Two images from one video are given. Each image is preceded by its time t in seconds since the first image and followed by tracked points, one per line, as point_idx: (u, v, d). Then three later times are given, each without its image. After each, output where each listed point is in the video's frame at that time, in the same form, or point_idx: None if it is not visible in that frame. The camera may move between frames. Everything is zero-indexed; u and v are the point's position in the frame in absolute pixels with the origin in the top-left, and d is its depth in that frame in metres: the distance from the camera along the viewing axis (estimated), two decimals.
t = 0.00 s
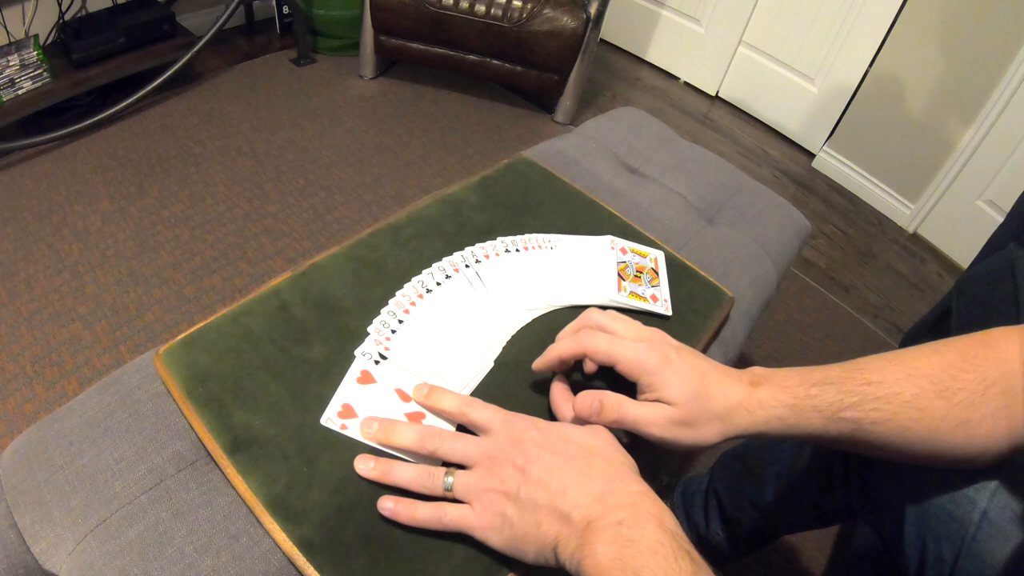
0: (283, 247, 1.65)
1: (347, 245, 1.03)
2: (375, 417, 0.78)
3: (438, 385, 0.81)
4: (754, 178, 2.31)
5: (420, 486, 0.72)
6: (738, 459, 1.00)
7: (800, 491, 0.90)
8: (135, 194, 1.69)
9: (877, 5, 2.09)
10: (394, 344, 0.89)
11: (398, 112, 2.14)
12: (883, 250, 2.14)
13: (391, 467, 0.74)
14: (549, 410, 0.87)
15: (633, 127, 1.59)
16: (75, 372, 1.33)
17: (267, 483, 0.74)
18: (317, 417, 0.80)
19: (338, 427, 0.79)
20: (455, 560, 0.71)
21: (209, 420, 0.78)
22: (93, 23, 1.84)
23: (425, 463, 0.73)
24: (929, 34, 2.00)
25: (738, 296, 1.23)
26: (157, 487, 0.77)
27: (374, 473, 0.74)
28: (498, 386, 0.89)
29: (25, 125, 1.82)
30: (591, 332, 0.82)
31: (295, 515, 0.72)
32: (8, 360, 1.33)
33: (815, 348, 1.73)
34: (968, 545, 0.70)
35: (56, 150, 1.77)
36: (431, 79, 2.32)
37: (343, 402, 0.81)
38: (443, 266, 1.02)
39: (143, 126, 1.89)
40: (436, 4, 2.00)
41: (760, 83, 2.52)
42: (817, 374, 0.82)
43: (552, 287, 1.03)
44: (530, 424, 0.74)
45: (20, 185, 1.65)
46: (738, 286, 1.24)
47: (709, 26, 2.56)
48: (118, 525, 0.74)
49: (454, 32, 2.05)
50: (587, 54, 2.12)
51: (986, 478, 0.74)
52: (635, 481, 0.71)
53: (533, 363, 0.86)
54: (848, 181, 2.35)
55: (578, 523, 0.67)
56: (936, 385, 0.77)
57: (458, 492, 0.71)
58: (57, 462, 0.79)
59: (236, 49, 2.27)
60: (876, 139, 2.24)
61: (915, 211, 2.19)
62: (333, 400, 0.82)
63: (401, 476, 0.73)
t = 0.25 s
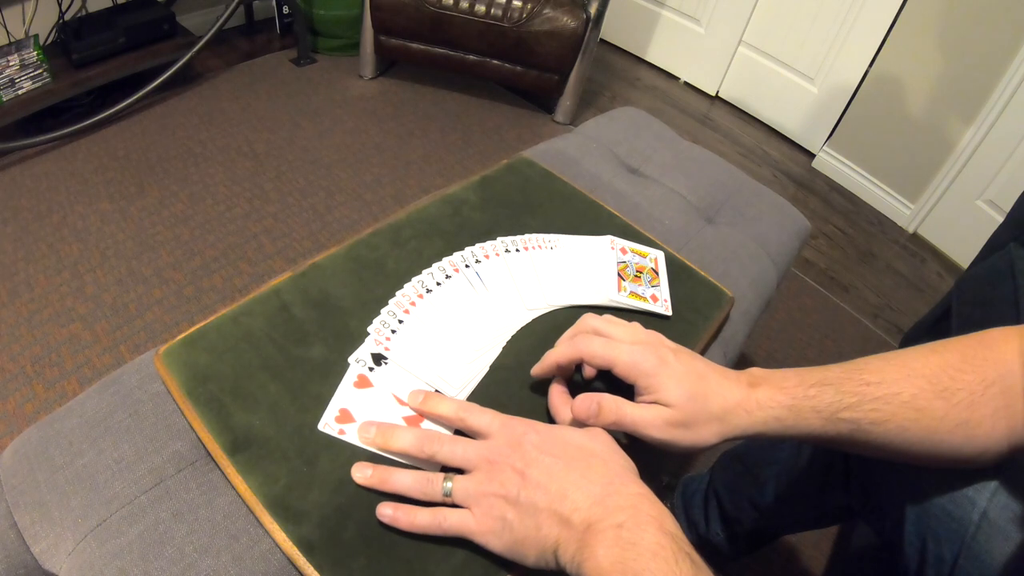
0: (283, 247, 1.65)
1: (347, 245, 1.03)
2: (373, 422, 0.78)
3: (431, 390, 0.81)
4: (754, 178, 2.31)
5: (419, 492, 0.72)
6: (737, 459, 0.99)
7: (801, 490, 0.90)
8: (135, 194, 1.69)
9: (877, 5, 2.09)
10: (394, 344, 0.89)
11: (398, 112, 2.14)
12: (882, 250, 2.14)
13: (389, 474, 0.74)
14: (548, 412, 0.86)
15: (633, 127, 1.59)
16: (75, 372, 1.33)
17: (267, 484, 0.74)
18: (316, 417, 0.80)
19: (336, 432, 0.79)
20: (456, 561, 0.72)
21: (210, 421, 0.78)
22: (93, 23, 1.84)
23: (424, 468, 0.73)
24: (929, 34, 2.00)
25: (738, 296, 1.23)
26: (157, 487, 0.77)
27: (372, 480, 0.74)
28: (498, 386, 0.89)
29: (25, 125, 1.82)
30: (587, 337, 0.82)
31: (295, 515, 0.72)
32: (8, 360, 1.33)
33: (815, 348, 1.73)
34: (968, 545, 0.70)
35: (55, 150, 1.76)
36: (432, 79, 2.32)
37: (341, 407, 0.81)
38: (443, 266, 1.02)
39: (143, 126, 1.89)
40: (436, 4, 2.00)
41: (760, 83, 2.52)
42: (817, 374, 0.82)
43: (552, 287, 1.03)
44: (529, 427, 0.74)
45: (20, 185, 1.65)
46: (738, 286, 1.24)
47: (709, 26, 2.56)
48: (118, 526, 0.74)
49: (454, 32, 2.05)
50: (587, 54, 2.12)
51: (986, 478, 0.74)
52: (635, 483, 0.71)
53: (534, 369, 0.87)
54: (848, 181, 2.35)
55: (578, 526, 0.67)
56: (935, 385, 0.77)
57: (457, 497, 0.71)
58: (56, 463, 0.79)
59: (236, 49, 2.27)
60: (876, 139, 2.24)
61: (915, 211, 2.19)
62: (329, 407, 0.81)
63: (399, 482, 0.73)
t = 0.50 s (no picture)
0: (283, 247, 1.65)
1: (347, 245, 1.03)
2: (372, 424, 0.78)
3: (426, 399, 0.81)
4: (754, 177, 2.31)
5: (419, 493, 0.72)
6: (737, 459, 0.99)
7: (801, 489, 0.90)
8: (135, 194, 1.69)
9: (877, 4, 2.09)
10: (394, 344, 0.89)
11: (398, 112, 2.14)
12: (882, 250, 2.14)
13: (389, 474, 0.74)
14: (548, 412, 0.86)
15: (633, 127, 1.59)
16: (75, 372, 1.33)
17: (267, 483, 0.74)
18: (316, 417, 0.80)
19: (335, 436, 0.79)
20: (456, 560, 0.71)
21: (209, 421, 0.78)
22: (93, 24, 1.84)
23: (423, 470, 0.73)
24: (929, 34, 2.00)
25: (738, 295, 1.23)
26: (157, 488, 0.77)
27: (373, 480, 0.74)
28: (497, 386, 0.89)
29: (25, 125, 1.82)
30: (585, 338, 0.82)
31: (295, 515, 0.72)
32: (8, 360, 1.32)
33: (815, 348, 1.73)
34: (968, 545, 0.70)
35: (56, 150, 1.76)
36: (431, 79, 2.32)
37: (339, 410, 0.81)
38: (443, 266, 1.02)
39: (143, 126, 1.89)
40: (436, 4, 2.00)
41: (760, 83, 2.52)
42: (817, 373, 0.82)
43: (552, 287, 1.03)
44: (528, 428, 0.74)
45: (20, 185, 1.65)
46: (738, 286, 1.24)
47: (709, 26, 2.56)
48: (118, 526, 0.74)
49: (454, 32, 2.05)
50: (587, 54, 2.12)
51: (985, 478, 0.74)
52: (635, 484, 0.72)
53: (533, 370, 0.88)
54: (848, 181, 2.35)
55: (579, 528, 0.67)
56: (936, 384, 0.77)
57: (457, 498, 0.71)
58: (56, 462, 0.79)
59: (236, 49, 2.27)
60: (876, 139, 2.23)
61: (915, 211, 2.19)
62: (327, 410, 0.81)
63: (400, 483, 0.73)
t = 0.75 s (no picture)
0: (283, 247, 1.65)
1: (347, 245, 1.03)
2: (379, 399, 0.79)
3: (432, 385, 0.79)
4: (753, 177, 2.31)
5: (425, 470, 0.73)
6: (738, 459, 0.99)
7: (801, 489, 0.89)
8: (135, 194, 1.69)
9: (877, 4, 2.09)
10: (394, 344, 0.89)
11: (398, 112, 2.14)
12: (882, 250, 2.14)
13: (400, 443, 0.74)
14: (548, 411, 0.86)
15: (633, 127, 1.59)
16: (75, 372, 1.33)
17: (267, 483, 0.74)
18: (317, 417, 0.80)
19: (335, 437, 0.79)
20: (456, 560, 0.72)
21: (209, 421, 0.78)
22: (93, 23, 1.84)
23: (431, 448, 0.74)
24: (929, 34, 2.00)
25: (738, 295, 1.23)
26: (157, 488, 0.77)
27: (384, 446, 0.74)
28: (497, 386, 0.89)
29: (25, 125, 1.82)
30: (584, 337, 0.82)
31: (295, 515, 0.72)
32: (8, 360, 1.32)
33: (815, 348, 1.73)
34: (967, 545, 0.70)
35: (56, 150, 1.76)
36: (431, 79, 2.32)
37: (339, 411, 0.81)
38: (443, 266, 1.02)
39: (143, 126, 1.89)
40: (436, 4, 2.00)
41: (759, 83, 2.52)
42: (817, 372, 0.82)
43: (552, 287, 1.03)
44: (531, 427, 0.74)
45: (20, 185, 1.65)
46: (738, 286, 1.24)
47: (709, 26, 2.56)
48: (118, 526, 0.74)
49: (454, 32, 2.05)
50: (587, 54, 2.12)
51: (985, 478, 0.74)
52: (635, 489, 0.72)
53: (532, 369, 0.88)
54: (848, 181, 2.35)
55: (579, 533, 0.67)
56: (935, 384, 0.77)
57: (459, 485, 0.71)
58: (56, 462, 0.79)
59: (236, 49, 2.27)
60: (876, 139, 2.23)
61: (915, 211, 2.19)
62: (327, 411, 0.81)
63: (407, 456, 0.73)
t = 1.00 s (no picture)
0: (283, 247, 1.65)
1: (347, 245, 1.03)
2: (387, 409, 0.79)
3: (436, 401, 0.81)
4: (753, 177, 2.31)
5: (429, 475, 0.73)
6: (738, 459, 0.99)
7: (802, 489, 0.89)
8: (135, 194, 1.69)
9: (877, 4, 2.09)
10: (394, 344, 0.89)
11: (399, 112, 2.14)
12: (883, 250, 2.14)
13: (405, 450, 0.75)
14: (548, 412, 0.86)
15: (633, 127, 1.59)
16: (75, 372, 1.33)
17: (267, 483, 0.74)
18: (317, 417, 0.80)
19: (335, 438, 0.79)
20: (456, 560, 0.72)
21: (209, 421, 0.78)
22: (93, 23, 1.84)
23: (436, 453, 0.74)
24: (929, 34, 2.00)
25: (738, 295, 1.23)
26: (157, 488, 0.77)
27: (389, 454, 0.75)
28: (497, 385, 0.89)
29: (25, 125, 1.82)
30: (583, 338, 0.82)
31: (295, 515, 0.72)
32: (8, 360, 1.32)
33: (815, 348, 1.73)
34: (967, 545, 0.70)
35: (56, 150, 1.77)
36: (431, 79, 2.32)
37: (339, 412, 0.81)
38: (443, 266, 1.03)
39: (143, 126, 1.89)
40: (436, 4, 2.00)
41: (759, 83, 2.52)
42: (816, 372, 0.82)
43: (552, 287, 1.03)
44: (533, 429, 0.74)
45: (20, 185, 1.65)
46: (738, 286, 1.24)
47: (709, 26, 2.56)
48: (118, 526, 0.74)
49: (454, 32, 2.05)
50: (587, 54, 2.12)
51: (984, 478, 0.74)
52: (636, 489, 0.72)
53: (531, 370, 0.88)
54: (848, 181, 2.35)
55: (579, 532, 0.67)
56: (933, 384, 0.77)
57: (461, 488, 0.71)
58: (57, 462, 0.79)
59: (236, 49, 2.27)
60: (876, 139, 2.23)
61: (915, 210, 2.19)
62: (327, 411, 0.81)
63: (412, 462, 0.74)
